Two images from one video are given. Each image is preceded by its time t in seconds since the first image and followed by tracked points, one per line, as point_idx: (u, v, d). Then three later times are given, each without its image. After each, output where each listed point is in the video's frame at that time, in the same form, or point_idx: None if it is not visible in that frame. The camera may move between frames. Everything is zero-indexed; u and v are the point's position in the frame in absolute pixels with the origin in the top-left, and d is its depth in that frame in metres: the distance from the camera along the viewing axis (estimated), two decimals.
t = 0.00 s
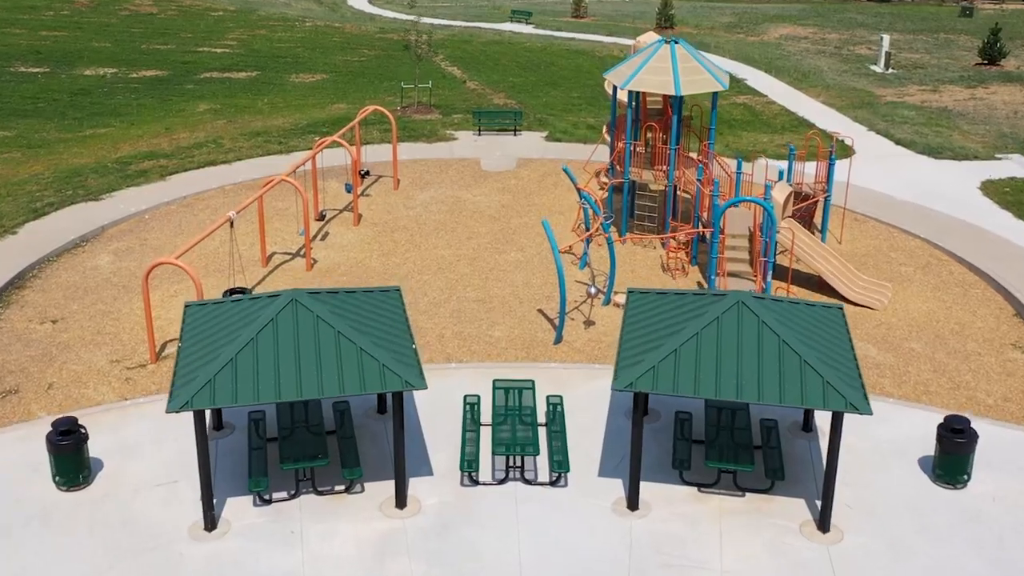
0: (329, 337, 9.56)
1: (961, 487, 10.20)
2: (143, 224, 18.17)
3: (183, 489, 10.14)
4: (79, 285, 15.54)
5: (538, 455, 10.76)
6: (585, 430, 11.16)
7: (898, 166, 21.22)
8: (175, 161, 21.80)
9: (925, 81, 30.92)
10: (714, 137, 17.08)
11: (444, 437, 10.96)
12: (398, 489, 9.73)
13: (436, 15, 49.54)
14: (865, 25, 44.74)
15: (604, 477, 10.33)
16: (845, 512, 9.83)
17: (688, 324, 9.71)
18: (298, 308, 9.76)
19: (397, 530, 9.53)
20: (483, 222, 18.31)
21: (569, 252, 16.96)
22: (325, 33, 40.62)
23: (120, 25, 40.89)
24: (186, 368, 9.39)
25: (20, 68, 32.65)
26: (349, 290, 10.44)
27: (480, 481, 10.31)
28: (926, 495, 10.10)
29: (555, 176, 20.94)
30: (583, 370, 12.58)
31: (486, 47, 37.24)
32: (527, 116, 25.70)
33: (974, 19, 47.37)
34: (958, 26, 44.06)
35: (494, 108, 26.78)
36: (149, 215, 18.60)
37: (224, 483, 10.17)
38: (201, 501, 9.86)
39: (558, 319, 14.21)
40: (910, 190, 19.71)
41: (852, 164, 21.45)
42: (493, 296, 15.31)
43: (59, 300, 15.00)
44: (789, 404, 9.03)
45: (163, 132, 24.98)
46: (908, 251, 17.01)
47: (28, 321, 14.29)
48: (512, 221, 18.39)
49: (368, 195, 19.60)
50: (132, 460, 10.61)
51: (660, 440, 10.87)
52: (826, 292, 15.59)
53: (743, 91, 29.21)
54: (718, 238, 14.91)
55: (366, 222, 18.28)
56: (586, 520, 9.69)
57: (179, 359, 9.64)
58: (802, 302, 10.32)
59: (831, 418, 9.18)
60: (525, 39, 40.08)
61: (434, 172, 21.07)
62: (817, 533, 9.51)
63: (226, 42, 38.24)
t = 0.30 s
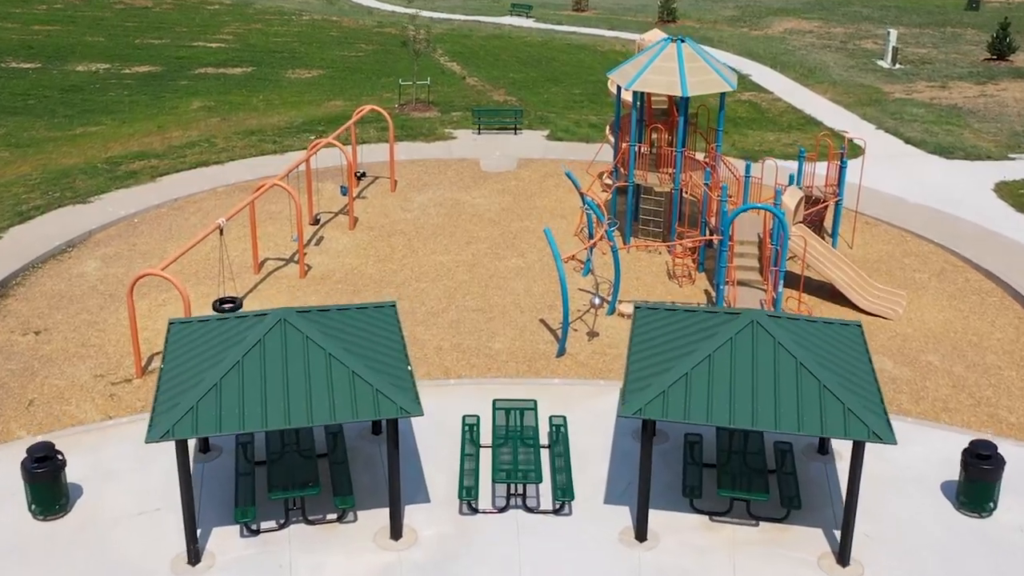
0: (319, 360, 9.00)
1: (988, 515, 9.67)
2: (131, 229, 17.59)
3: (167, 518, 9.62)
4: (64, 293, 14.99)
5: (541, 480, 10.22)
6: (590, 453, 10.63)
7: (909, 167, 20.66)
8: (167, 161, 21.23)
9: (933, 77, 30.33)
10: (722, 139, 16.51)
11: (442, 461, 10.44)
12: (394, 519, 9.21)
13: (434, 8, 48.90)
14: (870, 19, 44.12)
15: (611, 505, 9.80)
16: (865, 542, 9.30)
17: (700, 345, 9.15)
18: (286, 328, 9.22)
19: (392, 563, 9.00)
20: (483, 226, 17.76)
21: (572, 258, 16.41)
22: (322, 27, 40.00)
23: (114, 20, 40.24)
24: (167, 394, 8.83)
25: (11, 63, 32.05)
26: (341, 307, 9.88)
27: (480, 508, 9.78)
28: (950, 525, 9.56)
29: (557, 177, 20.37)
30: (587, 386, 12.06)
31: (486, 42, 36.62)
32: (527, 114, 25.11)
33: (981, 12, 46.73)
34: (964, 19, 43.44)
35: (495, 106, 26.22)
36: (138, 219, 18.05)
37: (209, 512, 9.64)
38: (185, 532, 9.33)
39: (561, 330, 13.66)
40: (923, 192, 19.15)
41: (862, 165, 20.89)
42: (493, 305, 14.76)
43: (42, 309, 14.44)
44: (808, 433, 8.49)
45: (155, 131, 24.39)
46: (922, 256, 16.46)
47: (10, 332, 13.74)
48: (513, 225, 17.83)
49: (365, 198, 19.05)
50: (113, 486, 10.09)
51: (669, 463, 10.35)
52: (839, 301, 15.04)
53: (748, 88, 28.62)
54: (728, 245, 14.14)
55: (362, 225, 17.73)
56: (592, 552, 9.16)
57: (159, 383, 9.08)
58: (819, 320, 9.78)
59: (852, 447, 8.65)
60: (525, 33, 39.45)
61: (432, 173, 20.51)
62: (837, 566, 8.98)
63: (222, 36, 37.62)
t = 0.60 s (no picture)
0: (307, 389, 8.41)
1: (1019, 552, 9.08)
2: (118, 235, 16.97)
3: (146, 556, 9.04)
4: (46, 305, 14.39)
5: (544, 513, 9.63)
6: (596, 482, 10.05)
7: (922, 168, 20.05)
8: (156, 162, 20.60)
9: (942, 72, 29.70)
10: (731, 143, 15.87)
11: (439, 491, 9.87)
12: (387, 558, 8.63)
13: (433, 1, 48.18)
14: (875, 12, 43.41)
15: (619, 541, 9.22)
16: None
17: (714, 374, 8.56)
18: (272, 355, 8.63)
19: None
20: (482, 232, 17.15)
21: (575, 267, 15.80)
22: (318, 21, 39.27)
23: (106, 13, 39.50)
24: (145, 427, 8.23)
25: (0, 58, 31.38)
26: (331, 329, 9.30)
27: (479, 544, 9.21)
28: (980, 562, 8.97)
29: (559, 179, 19.75)
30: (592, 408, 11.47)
31: (485, 36, 35.93)
32: (528, 112, 24.47)
33: (987, 5, 46.03)
34: (972, 12, 42.72)
35: (494, 104, 25.57)
36: (125, 224, 17.44)
37: (191, 549, 9.05)
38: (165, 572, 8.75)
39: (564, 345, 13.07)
40: (937, 196, 18.55)
41: (873, 167, 20.28)
42: (493, 317, 14.17)
43: (23, 322, 13.84)
44: (832, 471, 7.89)
45: (145, 130, 23.75)
46: (939, 264, 15.86)
47: None
48: (513, 231, 17.22)
49: (361, 201, 18.44)
50: (91, 519, 9.51)
51: (680, 494, 9.77)
52: (854, 312, 14.46)
53: (754, 84, 27.97)
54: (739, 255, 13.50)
55: (357, 231, 17.13)
56: None
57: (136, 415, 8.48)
58: (839, 344, 9.19)
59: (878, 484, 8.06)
60: (526, 27, 38.73)
61: (430, 175, 19.89)
62: None
63: (216, 30, 36.94)
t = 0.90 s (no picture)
0: (295, 423, 7.86)
1: None
2: (105, 241, 16.40)
3: None
4: (28, 317, 13.82)
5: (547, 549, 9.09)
6: (602, 514, 9.51)
7: (936, 170, 19.47)
8: (146, 164, 20.02)
9: (951, 68, 29.08)
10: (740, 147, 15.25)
11: (435, 524, 9.33)
12: None
13: None
14: (881, 5, 42.74)
15: None
16: None
17: (730, 407, 8.00)
18: (257, 385, 8.09)
19: None
20: (482, 238, 16.57)
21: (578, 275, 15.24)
22: (315, 15, 38.61)
23: (99, 7, 38.84)
24: (121, 466, 7.68)
25: None
26: (320, 355, 8.75)
27: None
28: None
29: (561, 181, 19.16)
30: (597, 432, 10.92)
31: (485, 31, 35.29)
32: (528, 111, 23.87)
33: None
34: (979, 5, 42.07)
35: (495, 102, 24.96)
36: (113, 229, 16.86)
37: None
38: None
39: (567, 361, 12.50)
40: (952, 200, 17.98)
41: (885, 170, 19.71)
42: (493, 330, 13.61)
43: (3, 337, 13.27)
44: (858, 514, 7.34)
45: (137, 129, 23.14)
46: (955, 273, 15.29)
47: None
48: (514, 237, 16.64)
49: (356, 205, 17.86)
50: (67, 556, 8.96)
51: (690, 529, 9.23)
52: (867, 323, 13.92)
53: (759, 81, 27.37)
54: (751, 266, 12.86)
55: (352, 237, 16.56)
56: None
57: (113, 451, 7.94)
58: (860, 370, 8.65)
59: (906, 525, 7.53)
60: (526, 21, 38.07)
61: (429, 177, 19.30)
62: None
63: (212, 25, 36.31)
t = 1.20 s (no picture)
0: (281, 467, 7.27)
1: None
2: (90, 250, 15.79)
3: None
4: (7, 333, 13.23)
5: None
6: (610, 552, 8.93)
7: (950, 174, 18.87)
8: (135, 166, 19.39)
9: (961, 65, 28.44)
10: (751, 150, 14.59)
11: (431, 564, 8.74)
12: None
13: None
14: None
15: None
16: None
17: (751, 449, 7.41)
18: (241, 425, 7.49)
19: None
20: (482, 246, 15.96)
21: (582, 286, 14.66)
22: (311, 8, 37.89)
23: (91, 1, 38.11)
24: (93, 515, 7.11)
25: None
26: (308, 389, 8.15)
27: None
28: None
29: (564, 185, 18.55)
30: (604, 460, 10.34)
31: (484, 25, 34.60)
32: (529, 110, 23.23)
33: None
34: None
35: (495, 100, 24.32)
36: (98, 237, 16.25)
37: None
38: None
39: (572, 380, 11.92)
40: (968, 204, 17.38)
41: (898, 173, 19.10)
42: (494, 345, 13.02)
43: None
44: (890, 570, 6.78)
45: (126, 128, 22.50)
46: (975, 283, 14.70)
47: None
48: (515, 244, 16.04)
49: (352, 210, 17.26)
50: None
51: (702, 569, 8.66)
52: (885, 339, 13.29)
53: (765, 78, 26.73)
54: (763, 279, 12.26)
55: (347, 244, 15.95)
56: None
57: (85, 498, 7.35)
58: (888, 404, 8.07)
59: None
60: (526, 15, 37.36)
61: (427, 180, 18.69)
62: None
63: (206, 18, 35.59)
